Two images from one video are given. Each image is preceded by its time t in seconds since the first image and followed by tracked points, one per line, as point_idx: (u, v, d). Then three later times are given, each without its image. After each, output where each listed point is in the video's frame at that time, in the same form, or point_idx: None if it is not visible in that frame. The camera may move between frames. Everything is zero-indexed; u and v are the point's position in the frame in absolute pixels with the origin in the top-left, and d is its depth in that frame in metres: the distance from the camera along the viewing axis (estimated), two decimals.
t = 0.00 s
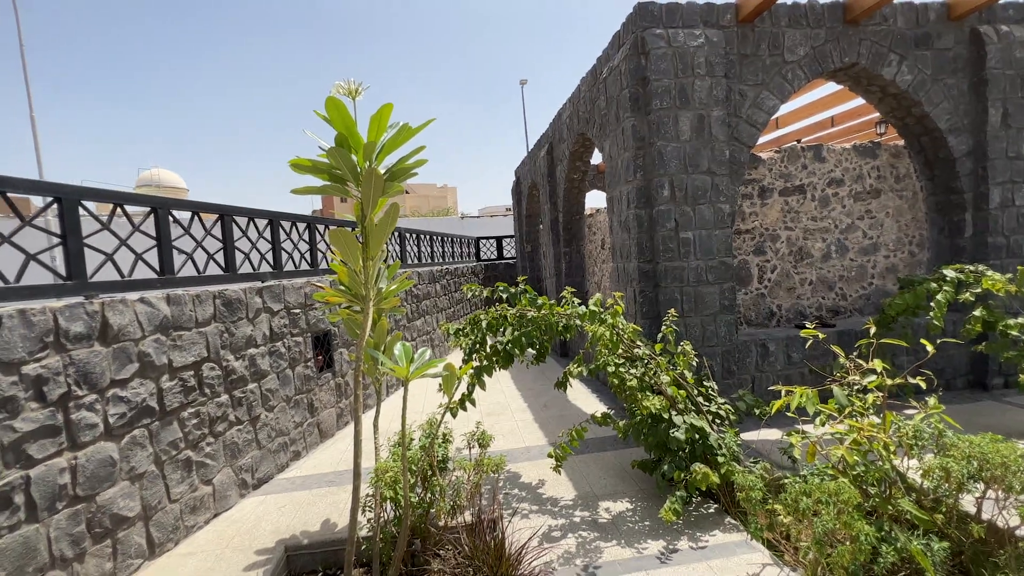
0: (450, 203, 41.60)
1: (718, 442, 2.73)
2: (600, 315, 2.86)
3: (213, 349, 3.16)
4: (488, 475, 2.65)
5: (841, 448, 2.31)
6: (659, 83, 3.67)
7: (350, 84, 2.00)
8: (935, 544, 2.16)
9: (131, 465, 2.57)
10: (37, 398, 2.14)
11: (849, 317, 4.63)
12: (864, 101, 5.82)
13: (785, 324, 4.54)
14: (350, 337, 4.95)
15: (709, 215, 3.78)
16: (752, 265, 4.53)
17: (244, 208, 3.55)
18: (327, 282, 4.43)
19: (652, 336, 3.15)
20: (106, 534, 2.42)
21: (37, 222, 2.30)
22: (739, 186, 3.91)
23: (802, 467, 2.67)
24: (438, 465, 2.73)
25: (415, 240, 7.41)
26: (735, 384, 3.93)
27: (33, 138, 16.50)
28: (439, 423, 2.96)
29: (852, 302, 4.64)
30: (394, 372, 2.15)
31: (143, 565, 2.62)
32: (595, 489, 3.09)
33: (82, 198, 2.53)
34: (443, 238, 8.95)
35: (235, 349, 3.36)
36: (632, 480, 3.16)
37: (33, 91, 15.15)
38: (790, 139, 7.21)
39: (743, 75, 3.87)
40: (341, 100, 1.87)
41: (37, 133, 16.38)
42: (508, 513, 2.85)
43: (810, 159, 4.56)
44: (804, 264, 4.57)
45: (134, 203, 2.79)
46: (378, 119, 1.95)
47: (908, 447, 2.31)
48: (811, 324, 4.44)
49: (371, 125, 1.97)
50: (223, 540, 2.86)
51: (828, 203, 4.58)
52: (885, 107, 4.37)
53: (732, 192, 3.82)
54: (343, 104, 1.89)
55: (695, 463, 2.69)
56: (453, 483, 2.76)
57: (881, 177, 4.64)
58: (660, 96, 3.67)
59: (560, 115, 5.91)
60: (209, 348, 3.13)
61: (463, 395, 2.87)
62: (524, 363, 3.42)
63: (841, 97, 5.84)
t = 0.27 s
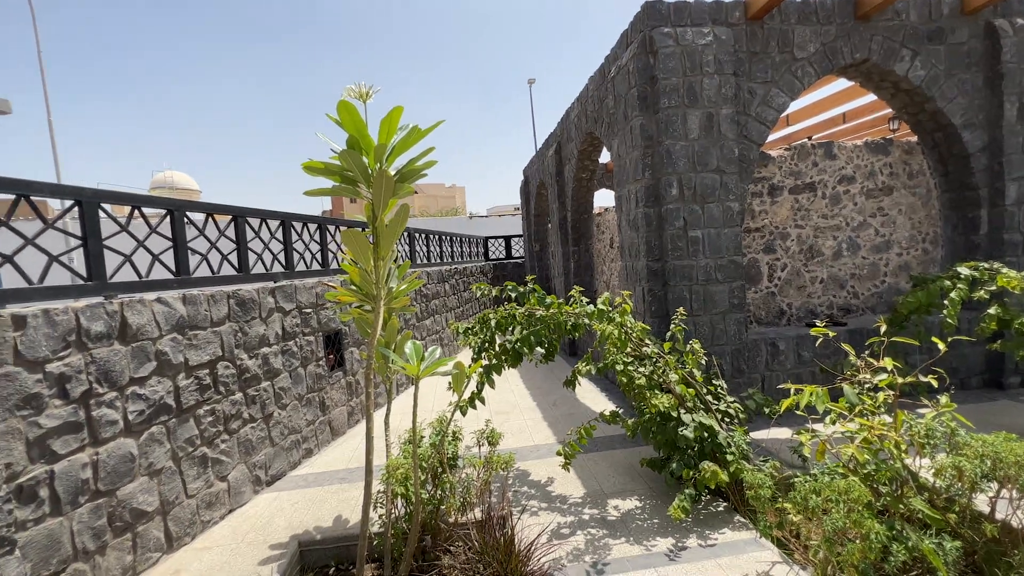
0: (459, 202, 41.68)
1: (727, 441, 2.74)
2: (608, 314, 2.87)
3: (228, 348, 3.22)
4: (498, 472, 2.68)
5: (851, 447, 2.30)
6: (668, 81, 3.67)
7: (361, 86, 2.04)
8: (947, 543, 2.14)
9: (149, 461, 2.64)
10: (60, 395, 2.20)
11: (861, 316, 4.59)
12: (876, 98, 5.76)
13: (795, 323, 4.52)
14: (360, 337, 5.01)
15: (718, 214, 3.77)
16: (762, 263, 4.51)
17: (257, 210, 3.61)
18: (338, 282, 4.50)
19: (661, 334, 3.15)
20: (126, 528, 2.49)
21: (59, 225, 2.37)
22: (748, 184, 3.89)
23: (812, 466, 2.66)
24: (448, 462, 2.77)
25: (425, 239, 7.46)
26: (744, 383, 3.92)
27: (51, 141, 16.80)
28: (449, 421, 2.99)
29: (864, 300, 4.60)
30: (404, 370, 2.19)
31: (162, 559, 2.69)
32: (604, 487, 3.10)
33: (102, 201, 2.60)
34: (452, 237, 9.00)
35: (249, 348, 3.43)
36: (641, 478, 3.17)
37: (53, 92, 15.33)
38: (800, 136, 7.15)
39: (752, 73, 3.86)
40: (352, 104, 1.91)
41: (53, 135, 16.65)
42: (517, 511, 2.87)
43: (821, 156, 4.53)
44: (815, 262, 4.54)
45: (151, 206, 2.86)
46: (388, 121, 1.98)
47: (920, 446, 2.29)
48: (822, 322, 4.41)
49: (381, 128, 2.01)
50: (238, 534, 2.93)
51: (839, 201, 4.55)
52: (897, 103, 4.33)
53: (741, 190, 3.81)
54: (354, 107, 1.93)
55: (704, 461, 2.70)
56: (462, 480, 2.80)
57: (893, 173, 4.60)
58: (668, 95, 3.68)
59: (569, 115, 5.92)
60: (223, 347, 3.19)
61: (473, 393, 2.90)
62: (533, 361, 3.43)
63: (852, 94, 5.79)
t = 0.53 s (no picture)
0: (468, 203, 41.79)
1: (737, 441, 2.73)
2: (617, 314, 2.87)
3: (241, 347, 3.27)
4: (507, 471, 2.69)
5: (864, 447, 2.28)
6: (676, 80, 3.67)
7: (372, 90, 2.07)
8: (962, 545, 2.11)
9: (166, 459, 2.69)
10: (81, 394, 2.26)
11: (874, 315, 4.54)
12: (889, 94, 5.70)
13: (807, 322, 4.48)
14: (371, 337, 5.06)
15: (727, 213, 3.76)
16: (773, 262, 4.48)
17: (269, 211, 3.66)
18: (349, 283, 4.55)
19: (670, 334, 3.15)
20: (143, 524, 2.55)
21: (78, 228, 2.43)
22: (758, 183, 3.87)
23: (824, 467, 2.64)
24: (458, 461, 2.79)
25: (434, 240, 7.50)
26: (755, 383, 3.90)
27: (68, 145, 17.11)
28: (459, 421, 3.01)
29: (877, 299, 4.55)
30: (415, 370, 2.22)
31: (178, 555, 2.74)
32: (613, 487, 3.11)
33: (119, 204, 2.65)
34: (461, 238, 9.04)
35: (262, 347, 3.48)
36: (650, 478, 3.17)
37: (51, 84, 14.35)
38: (812, 134, 7.09)
39: (762, 71, 3.83)
40: (364, 107, 1.94)
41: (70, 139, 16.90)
42: (527, 509, 2.89)
43: (832, 154, 4.49)
44: (826, 261, 4.51)
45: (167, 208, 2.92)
46: (399, 124, 2.01)
47: (934, 446, 2.26)
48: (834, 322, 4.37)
49: (392, 130, 2.04)
50: (252, 531, 2.97)
51: (851, 199, 4.51)
52: (910, 99, 4.28)
53: (751, 189, 3.79)
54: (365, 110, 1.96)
55: (714, 461, 2.69)
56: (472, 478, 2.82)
57: (907, 171, 4.55)
58: (677, 94, 3.67)
59: (577, 115, 5.92)
60: (237, 346, 3.25)
61: (482, 393, 2.91)
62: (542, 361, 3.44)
63: (865, 90, 5.72)
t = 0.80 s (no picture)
0: (475, 203, 41.87)
1: (746, 442, 2.72)
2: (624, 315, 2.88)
3: (252, 348, 3.32)
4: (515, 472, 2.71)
5: (874, 449, 2.27)
6: (684, 81, 3.66)
7: (381, 94, 2.09)
8: (974, 548, 2.08)
9: (180, 458, 2.74)
10: (97, 393, 2.31)
11: (884, 315, 4.51)
12: (899, 92, 5.65)
13: (816, 323, 4.45)
14: (379, 337, 5.10)
15: (735, 213, 3.75)
16: (781, 262, 4.46)
17: (279, 214, 3.71)
18: (357, 284, 4.59)
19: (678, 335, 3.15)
20: (158, 521, 2.59)
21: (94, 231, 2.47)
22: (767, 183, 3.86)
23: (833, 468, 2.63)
24: (465, 461, 2.80)
25: (441, 241, 7.54)
26: (763, 384, 3.88)
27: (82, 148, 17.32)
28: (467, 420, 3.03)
29: (887, 299, 4.51)
30: (425, 370, 2.24)
31: (191, 552, 2.78)
32: (621, 488, 3.11)
33: (134, 208, 2.70)
34: (468, 238, 9.07)
35: (272, 348, 3.52)
36: (658, 480, 3.17)
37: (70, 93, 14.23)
38: (820, 134, 7.05)
39: (770, 70, 3.82)
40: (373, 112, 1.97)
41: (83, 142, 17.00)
42: (535, 509, 2.90)
43: (842, 153, 4.46)
44: (836, 261, 4.48)
45: (180, 211, 2.96)
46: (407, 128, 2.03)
47: (945, 448, 2.24)
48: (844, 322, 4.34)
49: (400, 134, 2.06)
50: (263, 530, 3.01)
51: (861, 199, 4.48)
52: (921, 97, 4.24)
53: (759, 190, 3.78)
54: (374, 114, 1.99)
55: (722, 462, 2.69)
56: (481, 477, 2.84)
57: (918, 170, 4.51)
58: (684, 94, 3.67)
59: (584, 115, 5.92)
60: (248, 347, 3.29)
61: (491, 393, 2.93)
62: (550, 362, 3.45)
63: (874, 89, 5.68)
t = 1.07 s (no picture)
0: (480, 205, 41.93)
1: (752, 445, 2.72)
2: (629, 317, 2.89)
3: (260, 350, 3.34)
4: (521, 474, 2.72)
5: (881, 452, 2.25)
6: (689, 83, 3.67)
7: (387, 99, 2.11)
8: (983, 552, 2.07)
9: (188, 458, 2.77)
10: (108, 394, 2.33)
11: (892, 318, 4.48)
12: (905, 93, 5.62)
13: (822, 325, 4.44)
14: (384, 339, 5.12)
15: (741, 216, 3.74)
16: (787, 264, 4.44)
17: (286, 217, 3.74)
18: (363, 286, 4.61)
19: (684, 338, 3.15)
20: (167, 522, 2.62)
21: (104, 235, 2.50)
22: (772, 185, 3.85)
23: (840, 471, 2.62)
24: (471, 462, 2.81)
25: (446, 243, 7.56)
26: (769, 386, 3.87)
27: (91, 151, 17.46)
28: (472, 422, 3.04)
29: (894, 301, 4.49)
30: (431, 372, 2.25)
31: (200, 552, 2.81)
32: (626, 490, 3.11)
33: (144, 211, 2.73)
34: (473, 241, 9.09)
35: (279, 350, 3.55)
36: (663, 483, 3.16)
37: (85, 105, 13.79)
38: (826, 136, 7.03)
39: (775, 72, 3.82)
40: (380, 116, 1.99)
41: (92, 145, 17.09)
42: (540, 511, 2.91)
43: (848, 155, 4.45)
44: (842, 263, 4.46)
45: (188, 215, 2.99)
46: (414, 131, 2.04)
47: (953, 451, 2.23)
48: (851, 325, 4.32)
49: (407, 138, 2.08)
50: (270, 530, 3.03)
51: (867, 200, 4.46)
52: (928, 99, 4.22)
53: (765, 192, 3.77)
54: (381, 119, 2.00)
55: (729, 465, 2.68)
56: (486, 478, 2.85)
57: (925, 171, 4.48)
58: (689, 97, 3.67)
59: (589, 118, 5.93)
60: (256, 349, 3.32)
61: (496, 395, 2.94)
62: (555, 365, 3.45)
63: (880, 90, 5.66)
